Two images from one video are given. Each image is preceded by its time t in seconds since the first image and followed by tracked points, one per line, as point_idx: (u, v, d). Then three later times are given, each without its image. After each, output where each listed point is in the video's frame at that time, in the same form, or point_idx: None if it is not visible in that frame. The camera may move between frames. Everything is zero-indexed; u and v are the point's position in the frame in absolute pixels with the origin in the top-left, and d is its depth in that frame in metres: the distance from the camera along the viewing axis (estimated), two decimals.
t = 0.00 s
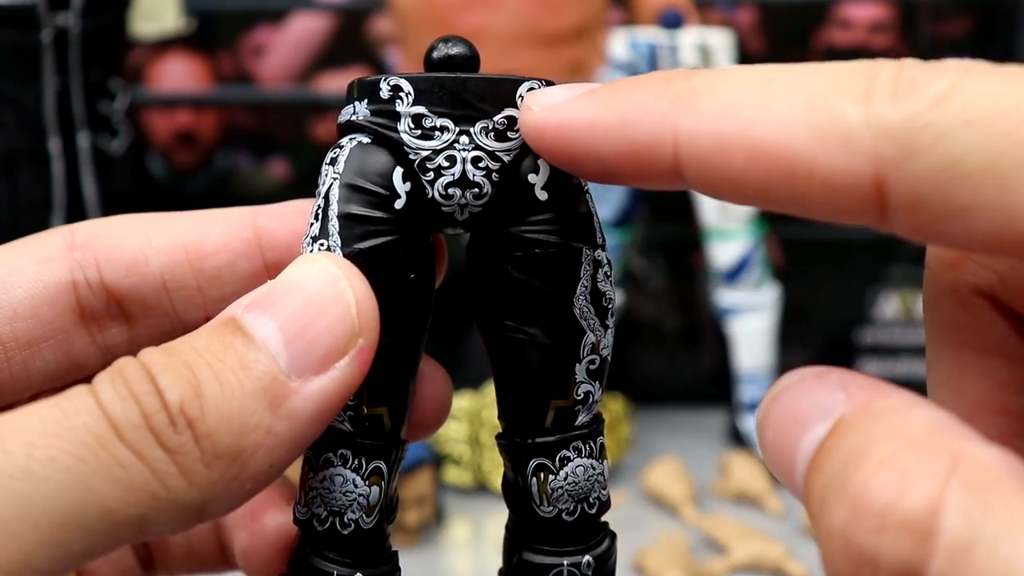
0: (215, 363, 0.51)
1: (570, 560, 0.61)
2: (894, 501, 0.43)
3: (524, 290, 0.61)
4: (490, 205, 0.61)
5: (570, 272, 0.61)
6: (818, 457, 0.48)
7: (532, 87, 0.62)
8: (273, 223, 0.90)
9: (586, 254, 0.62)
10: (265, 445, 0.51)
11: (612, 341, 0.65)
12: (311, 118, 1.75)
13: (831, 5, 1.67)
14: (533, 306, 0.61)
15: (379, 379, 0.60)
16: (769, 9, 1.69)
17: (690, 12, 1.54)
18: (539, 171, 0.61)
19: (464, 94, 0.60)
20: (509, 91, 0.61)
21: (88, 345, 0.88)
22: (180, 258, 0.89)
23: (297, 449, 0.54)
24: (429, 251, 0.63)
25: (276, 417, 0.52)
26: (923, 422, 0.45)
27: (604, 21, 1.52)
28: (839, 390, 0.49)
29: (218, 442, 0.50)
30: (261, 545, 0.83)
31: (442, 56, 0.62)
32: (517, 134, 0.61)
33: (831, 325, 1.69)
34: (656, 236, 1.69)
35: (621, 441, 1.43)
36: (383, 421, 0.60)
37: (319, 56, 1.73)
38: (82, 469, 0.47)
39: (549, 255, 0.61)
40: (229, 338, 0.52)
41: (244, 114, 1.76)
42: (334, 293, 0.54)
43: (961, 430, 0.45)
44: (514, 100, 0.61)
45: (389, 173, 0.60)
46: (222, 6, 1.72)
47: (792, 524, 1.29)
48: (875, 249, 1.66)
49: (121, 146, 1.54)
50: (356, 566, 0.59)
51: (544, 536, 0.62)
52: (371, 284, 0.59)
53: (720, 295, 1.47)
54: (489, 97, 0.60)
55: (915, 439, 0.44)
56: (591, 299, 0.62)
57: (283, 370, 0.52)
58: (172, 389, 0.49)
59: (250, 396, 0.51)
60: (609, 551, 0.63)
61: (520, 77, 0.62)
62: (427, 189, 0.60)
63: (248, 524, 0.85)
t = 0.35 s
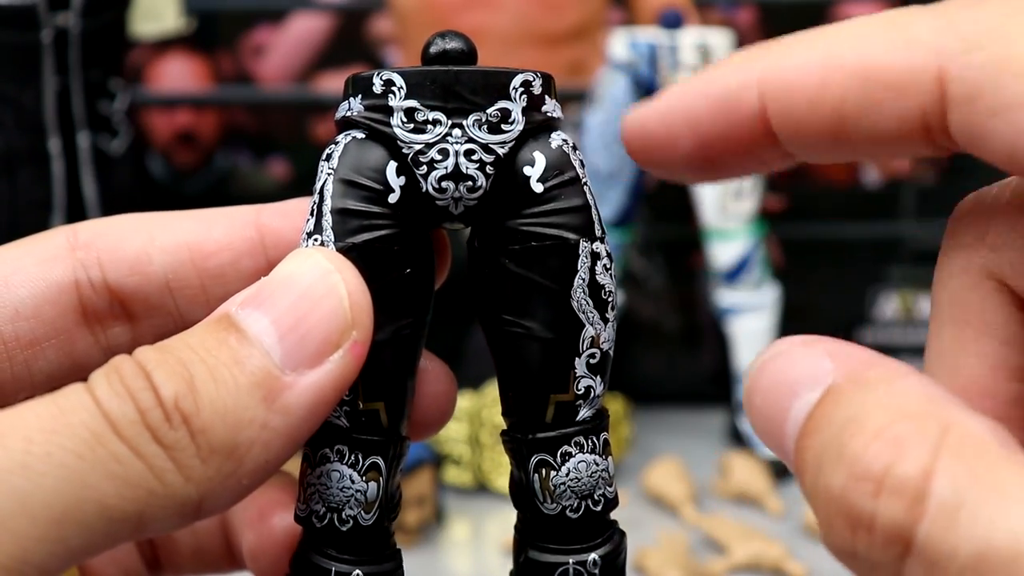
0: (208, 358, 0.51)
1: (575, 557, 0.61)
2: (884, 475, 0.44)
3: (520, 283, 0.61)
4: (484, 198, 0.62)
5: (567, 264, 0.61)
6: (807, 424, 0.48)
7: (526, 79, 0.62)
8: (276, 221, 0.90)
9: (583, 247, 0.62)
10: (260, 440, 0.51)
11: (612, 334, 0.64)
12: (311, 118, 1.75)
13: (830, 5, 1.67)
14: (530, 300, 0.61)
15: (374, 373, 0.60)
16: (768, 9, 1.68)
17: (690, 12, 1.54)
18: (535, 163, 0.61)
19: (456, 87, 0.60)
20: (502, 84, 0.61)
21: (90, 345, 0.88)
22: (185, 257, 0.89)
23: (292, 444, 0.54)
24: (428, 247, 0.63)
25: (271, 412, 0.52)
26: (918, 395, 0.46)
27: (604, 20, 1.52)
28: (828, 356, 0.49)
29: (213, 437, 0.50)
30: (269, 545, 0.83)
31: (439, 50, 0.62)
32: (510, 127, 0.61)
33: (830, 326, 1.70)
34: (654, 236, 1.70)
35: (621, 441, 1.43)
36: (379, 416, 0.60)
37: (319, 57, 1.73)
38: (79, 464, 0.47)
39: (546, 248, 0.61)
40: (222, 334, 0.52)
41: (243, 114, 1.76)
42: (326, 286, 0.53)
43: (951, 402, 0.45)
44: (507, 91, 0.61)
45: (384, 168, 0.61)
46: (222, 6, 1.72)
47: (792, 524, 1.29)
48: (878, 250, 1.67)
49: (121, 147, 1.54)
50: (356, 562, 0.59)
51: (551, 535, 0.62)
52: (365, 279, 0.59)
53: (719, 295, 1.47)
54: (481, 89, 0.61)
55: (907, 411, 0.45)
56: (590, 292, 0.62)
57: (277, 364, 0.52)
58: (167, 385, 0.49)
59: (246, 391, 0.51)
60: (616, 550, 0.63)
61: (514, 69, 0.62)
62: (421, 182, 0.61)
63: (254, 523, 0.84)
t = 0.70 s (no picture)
0: (204, 349, 0.51)
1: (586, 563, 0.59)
2: None
3: (523, 269, 0.61)
4: (487, 184, 0.61)
5: (571, 248, 0.61)
6: (676, 561, 0.49)
7: (529, 70, 0.62)
8: (285, 232, 0.89)
9: (589, 232, 0.61)
10: (257, 431, 0.52)
11: (622, 326, 0.63)
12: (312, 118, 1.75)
13: (830, 5, 1.67)
14: (534, 286, 0.61)
15: (372, 362, 0.59)
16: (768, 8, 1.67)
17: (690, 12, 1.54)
18: (538, 150, 0.62)
19: (456, 76, 0.61)
20: (504, 74, 0.62)
21: (93, 352, 0.88)
22: (191, 267, 0.88)
23: (289, 435, 0.54)
24: (434, 237, 0.63)
25: (267, 402, 0.52)
26: (778, 507, 0.50)
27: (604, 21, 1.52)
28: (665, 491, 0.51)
29: (209, 427, 0.50)
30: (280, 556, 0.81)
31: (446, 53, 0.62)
32: (513, 115, 0.61)
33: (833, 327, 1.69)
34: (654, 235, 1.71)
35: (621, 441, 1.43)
36: (380, 406, 0.60)
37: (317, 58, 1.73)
38: (71, 457, 0.47)
39: (549, 233, 0.61)
40: (220, 322, 0.52)
41: (244, 114, 1.76)
42: (322, 272, 0.53)
43: (804, 509, 0.51)
44: (509, 81, 0.62)
45: (386, 158, 0.61)
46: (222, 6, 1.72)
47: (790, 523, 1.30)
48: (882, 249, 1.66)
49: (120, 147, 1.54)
50: (353, 558, 0.58)
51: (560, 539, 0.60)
52: (364, 263, 0.59)
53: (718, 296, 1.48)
54: (483, 78, 0.61)
55: (784, 530, 0.48)
56: (596, 277, 0.61)
57: (273, 352, 0.52)
58: (161, 376, 0.49)
59: (242, 380, 0.51)
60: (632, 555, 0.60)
61: (517, 60, 0.63)
62: (422, 170, 0.61)
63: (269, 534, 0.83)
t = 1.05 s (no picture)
0: (209, 354, 0.51)
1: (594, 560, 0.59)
2: None
3: (527, 269, 0.61)
4: (488, 183, 0.61)
5: (575, 247, 0.60)
6: (685, 547, 0.49)
7: (527, 63, 0.62)
8: (287, 225, 0.89)
9: (591, 229, 0.61)
10: (262, 436, 0.51)
11: (627, 323, 0.63)
12: (311, 117, 1.76)
13: (830, 5, 1.67)
14: (539, 287, 0.61)
15: (378, 364, 0.59)
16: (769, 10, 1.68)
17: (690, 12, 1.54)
18: (539, 147, 0.61)
19: (454, 73, 0.61)
20: (502, 69, 0.61)
21: (97, 348, 0.88)
22: (193, 261, 0.88)
23: (294, 440, 0.53)
24: (436, 237, 0.63)
25: (273, 407, 0.51)
26: (786, 495, 0.50)
27: (604, 21, 1.52)
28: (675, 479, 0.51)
29: (214, 433, 0.50)
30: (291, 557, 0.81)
31: (444, 45, 0.62)
32: (512, 111, 0.61)
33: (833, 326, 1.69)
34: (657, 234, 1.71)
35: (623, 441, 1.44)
36: (387, 410, 0.60)
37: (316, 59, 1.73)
38: (77, 462, 0.47)
39: (552, 231, 0.61)
40: (225, 329, 0.52)
41: (243, 114, 1.77)
42: (328, 280, 0.53)
43: (815, 498, 0.50)
44: (508, 76, 0.61)
45: (386, 158, 0.61)
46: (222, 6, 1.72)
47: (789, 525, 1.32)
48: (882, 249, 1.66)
49: (121, 147, 1.54)
50: (365, 562, 0.58)
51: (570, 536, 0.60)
52: (366, 264, 0.59)
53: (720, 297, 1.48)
54: (481, 74, 0.61)
55: (791, 517, 0.48)
56: (600, 276, 0.61)
57: (279, 358, 0.52)
58: (167, 381, 0.49)
59: (247, 386, 0.50)
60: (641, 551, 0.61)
61: (515, 54, 0.62)
62: (423, 169, 0.61)
63: (276, 533, 0.83)
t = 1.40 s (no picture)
0: (198, 354, 0.51)
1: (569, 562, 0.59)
2: (775, 557, 0.46)
3: (516, 272, 0.61)
4: (479, 186, 0.61)
5: (563, 253, 0.61)
6: (657, 530, 0.49)
7: (523, 67, 0.62)
8: (281, 222, 0.90)
9: (580, 236, 0.61)
10: (252, 435, 0.52)
11: (613, 331, 0.63)
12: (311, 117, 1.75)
13: (830, 6, 1.66)
14: (528, 289, 0.61)
15: (366, 364, 0.60)
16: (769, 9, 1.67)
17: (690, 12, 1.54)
18: (532, 151, 0.61)
19: (449, 74, 0.61)
20: (498, 71, 0.61)
21: (92, 348, 0.88)
22: (189, 259, 0.88)
23: (282, 438, 0.54)
24: (428, 240, 0.63)
25: (261, 407, 0.52)
26: (760, 481, 0.50)
27: (603, 21, 1.53)
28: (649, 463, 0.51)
29: (203, 432, 0.50)
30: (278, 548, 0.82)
31: (442, 45, 0.62)
32: (506, 114, 0.61)
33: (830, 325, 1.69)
34: (657, 234, 1.72)
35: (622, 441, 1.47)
36: (371, 409, 0.60)
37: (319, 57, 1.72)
38: (67, 461, 0.47)
39: (541, 236, 0.61)
40: (214, 329, 0.52)
41: (244, 114, 1.76)
42: (316, 280, 0.53)
43: (786, 486, 0.51)
44: (503, 78, 0.61)
45: (379, 158, 0.61)
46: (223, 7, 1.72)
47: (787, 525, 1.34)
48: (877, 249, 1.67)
49: (121, 147, 1.54)
50: (345, 559, 0.59)
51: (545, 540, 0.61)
52: (355, 266, 0.60)
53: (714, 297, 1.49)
54: (476, 76, 0.61)
55: (765, 503, 0.48)
56: (586, 283, 0.61)
57: (267, 357, 0.52)
58: (156, 380, 0.49)
59: (236, 386, 0.51)
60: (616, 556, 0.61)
61: (512, 56, 0.62)
62: (414, 170, 0.61)
63: (262, 528, 0.84)
